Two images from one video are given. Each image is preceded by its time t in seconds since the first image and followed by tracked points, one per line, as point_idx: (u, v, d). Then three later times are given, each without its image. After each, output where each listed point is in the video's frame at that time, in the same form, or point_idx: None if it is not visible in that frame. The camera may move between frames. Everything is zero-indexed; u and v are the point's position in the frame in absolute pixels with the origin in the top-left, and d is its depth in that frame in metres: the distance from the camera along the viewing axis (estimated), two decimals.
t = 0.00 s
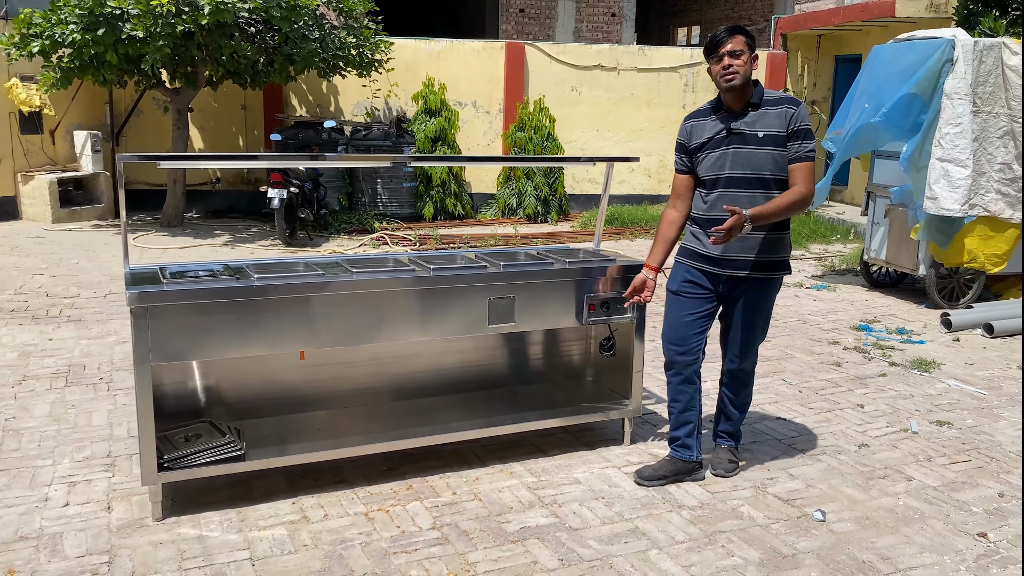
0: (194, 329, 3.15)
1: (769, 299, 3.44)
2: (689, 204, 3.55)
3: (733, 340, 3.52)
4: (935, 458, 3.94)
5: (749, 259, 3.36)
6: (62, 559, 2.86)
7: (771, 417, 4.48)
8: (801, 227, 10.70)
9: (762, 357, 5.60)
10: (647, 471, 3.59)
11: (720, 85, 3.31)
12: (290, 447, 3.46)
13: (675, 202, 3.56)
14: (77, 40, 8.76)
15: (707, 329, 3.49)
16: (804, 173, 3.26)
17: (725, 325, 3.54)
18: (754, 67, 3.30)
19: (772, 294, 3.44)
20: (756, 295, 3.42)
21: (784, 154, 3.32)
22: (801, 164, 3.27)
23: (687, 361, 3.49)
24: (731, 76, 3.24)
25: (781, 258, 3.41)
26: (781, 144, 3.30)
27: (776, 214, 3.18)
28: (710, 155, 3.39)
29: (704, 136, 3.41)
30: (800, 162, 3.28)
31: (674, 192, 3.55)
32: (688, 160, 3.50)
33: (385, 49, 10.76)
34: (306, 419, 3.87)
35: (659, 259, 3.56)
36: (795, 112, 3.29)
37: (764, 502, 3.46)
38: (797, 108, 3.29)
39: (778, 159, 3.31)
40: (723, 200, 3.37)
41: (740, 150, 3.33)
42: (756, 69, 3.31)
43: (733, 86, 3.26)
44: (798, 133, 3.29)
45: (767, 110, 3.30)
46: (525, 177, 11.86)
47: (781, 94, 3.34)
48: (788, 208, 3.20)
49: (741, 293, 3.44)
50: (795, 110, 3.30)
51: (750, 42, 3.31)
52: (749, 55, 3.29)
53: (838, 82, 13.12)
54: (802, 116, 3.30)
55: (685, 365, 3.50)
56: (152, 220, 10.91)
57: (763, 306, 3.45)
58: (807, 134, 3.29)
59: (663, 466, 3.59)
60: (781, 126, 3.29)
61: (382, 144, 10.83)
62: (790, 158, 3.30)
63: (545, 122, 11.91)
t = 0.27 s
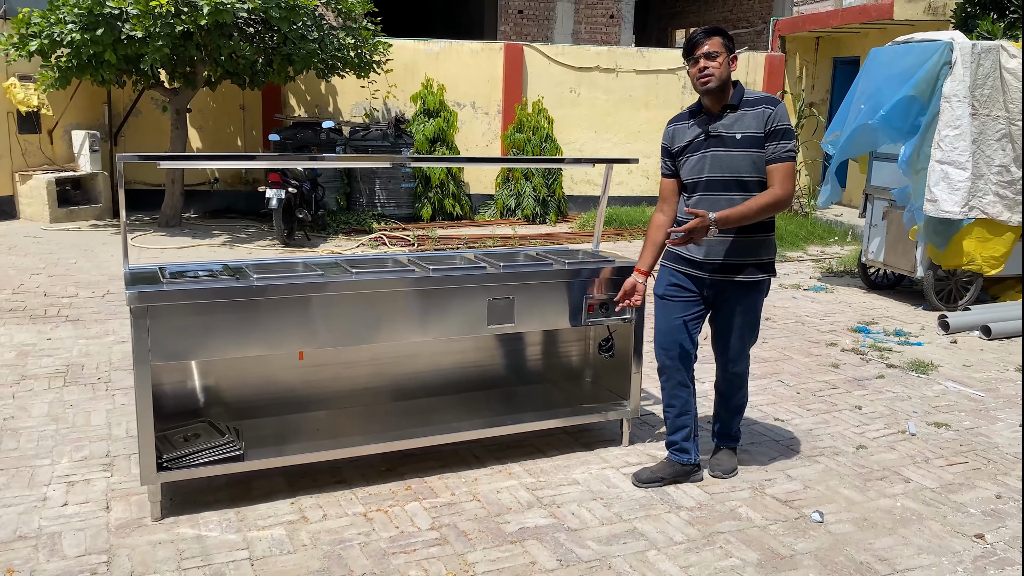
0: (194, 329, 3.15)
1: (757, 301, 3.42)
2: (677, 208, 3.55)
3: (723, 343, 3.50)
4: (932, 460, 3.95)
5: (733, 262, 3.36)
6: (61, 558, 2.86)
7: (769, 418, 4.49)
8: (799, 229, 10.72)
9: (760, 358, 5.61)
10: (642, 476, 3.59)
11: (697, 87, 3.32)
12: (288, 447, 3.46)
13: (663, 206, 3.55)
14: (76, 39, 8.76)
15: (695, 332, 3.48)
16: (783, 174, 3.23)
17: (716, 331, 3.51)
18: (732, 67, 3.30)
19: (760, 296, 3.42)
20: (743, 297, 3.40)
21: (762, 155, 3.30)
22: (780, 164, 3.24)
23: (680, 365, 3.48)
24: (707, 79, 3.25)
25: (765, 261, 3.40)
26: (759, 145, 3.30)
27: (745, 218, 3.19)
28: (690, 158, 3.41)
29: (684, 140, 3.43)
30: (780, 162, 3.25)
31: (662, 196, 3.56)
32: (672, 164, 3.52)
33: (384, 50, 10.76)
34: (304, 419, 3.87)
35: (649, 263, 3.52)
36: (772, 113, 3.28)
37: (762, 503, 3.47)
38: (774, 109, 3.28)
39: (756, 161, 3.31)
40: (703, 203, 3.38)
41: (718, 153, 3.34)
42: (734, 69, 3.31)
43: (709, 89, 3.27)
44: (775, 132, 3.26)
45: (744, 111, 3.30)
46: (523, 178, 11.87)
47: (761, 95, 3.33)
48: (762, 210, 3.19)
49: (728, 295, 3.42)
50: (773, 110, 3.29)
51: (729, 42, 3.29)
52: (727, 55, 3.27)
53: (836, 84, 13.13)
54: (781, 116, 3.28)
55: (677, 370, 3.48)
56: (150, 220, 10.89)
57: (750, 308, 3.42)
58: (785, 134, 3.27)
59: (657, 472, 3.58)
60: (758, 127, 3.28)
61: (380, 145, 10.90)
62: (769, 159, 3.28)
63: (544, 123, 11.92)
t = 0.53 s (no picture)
0: (197, 329, 3.15)
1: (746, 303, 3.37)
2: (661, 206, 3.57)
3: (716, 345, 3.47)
4: (934, 462, 3.95)
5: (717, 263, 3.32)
6: (63, 558, 2.85)
7: (771, 420, 4.49)
8: (800, 230, 10.73)
9: (761, 360, 5.61)
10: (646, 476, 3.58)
11: (678, 84, 3.29)
12: (290, 448, 3.46)
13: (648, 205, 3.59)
14: (77, 39, 8.75)
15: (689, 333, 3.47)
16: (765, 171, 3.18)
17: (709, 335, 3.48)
18: (714, 66, 3.27)
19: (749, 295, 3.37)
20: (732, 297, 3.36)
21: (742, 155, 3.26)
22: (763, 162, 3.18)
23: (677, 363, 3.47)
24: (687, 76, 3.22)
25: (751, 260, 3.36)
26: (739, 144, 3.25)
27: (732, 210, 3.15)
28: (671, 157, 3.40)
29: (666, 139, 3.41)
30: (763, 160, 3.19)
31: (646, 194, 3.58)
32: (655, 163, 3.52)
33: (385, 51, 10.76)
34: (306, 420, 3.87)
35: (636, 261, 3.61)
36: (752, 111, 3.22)
37: (764, 505, 3.46)
38: (754, 107, 3.22)
39: (735, 160, 3.27)
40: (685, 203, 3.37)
41: (697, 152, 3.31)
42: (717, 68, 3.27)
43: (690, 87, 3.24)
44: (754, 132, 3.21)
45: (724, 110, 3.25)
46: (524, 179, 11.86)
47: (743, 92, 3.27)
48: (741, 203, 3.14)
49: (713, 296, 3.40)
50: (753, 108, 3.22)
51: (713, 41, 3.27)
52: (709, 54, 3.25)
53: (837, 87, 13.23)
54: (762, 113, 3.21)
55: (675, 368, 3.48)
56: (150, 220, 10.89)
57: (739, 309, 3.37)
58: (765, 132, 3.21)
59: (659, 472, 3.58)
60: (738, 127, 3.24)
61: (381, 145, 10.77)
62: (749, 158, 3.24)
63: (544, 125, 11.91)
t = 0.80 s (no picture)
0: (202, 330, 3.15)
1: (735, 295, 3.24)
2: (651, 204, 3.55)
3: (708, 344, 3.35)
4: (939, 464, 3.94)
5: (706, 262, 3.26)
6: (69, 559, 2.86)
7: (775, 422, 4.49)
8: (803, 232, 10.72)
9: (765, 362, 5.60)
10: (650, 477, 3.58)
11: (676, 85, 3.24)
12: (295, 449, 3.46)
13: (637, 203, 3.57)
14: (82, 40, 8.77)
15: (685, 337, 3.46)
16: (759, 170, 3.14)
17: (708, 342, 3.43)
18: (715, 70, 3.22)
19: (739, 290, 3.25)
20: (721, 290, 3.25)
21: (734, 154, 3.22)
22: (754, 163, 3.15)
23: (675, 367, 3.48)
24: (688, 80, 3.18)
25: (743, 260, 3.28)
26: (731, 143, 3.21)
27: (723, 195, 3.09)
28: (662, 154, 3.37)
29: (658, 135, 3.38)
30: (754, 161, 3.16)
31: (635, 193, 3.56)
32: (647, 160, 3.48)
33: (389, 53, 10.76)
34: (311, 421, 3.87)
35: (624, 260, 3.61)
36: (746, 111, 3.19)
37: (769, 507, 3.46)
38: (748, 107, 3.19)
39: (725, 159, 3.22)
40: (673, 201, 3.32)
41: (688, 150, 3.27)
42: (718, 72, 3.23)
43: (688, 92, 3.21)
44: (747, 132, 3.18)
45: (718, 108, 3.22)
46: (527, 181, 11.85)
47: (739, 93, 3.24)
48: (739, 199, 3.10)
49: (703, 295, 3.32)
50: (747, 108, 3.19)
51: (718, 45, 3.21)
52: (712, 58, 3.20)
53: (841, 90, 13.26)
54: (756, 114, 3.18)
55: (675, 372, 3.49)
56: (154, 221, 10.90)
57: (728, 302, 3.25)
58: (759, 132, 3.17)
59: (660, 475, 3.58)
60: (731, 125, 3.20)
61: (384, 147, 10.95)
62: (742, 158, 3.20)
63: (548, 126, 11.91)
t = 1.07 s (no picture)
0: (209, 330, 3.15)
1: (722, 295, 3.13)
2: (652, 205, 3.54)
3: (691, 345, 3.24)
4: (946, 466, 3.93)
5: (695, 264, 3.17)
6: (76, 558, 2.86)
7: (782, 424, 4.48)
8: (809, 234, 10.71)
9: (771, 364, 5.59)
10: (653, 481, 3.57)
11: (677, 86, 3.17)
12: (301, 449, 3.46)
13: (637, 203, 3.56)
14: (88, 41, 8.79)
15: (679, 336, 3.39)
16: (764, 177, 3.07)
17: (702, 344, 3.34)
18: (716, 71, 3.15)
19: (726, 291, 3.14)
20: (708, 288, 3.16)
21: (736, 160, 3.14)
22: (756, 172, 3.08)
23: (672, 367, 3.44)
24: (689, 82, 3.11)
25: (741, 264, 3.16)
26: (731, 149, 3.13)
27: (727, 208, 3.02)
28: (661, 156, 3.30)
29: (658, 136, 3.31)
30: (757, 169, 3.08)
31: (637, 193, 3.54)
32: (647, 161, 3.41)
33: (394, 55, 10.77)
34: (317, 420, 3.87)
35: (620, 259, 3.57)
36: (748, 116, 3.10)
37: (775, 509, 3.46)
38: (750, 113, 3.09)
39: (726, 165, 3.15)
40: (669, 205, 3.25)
41: (688, 153, 3.19)
42: (718, 72, 3.15)
43: (689, 93, 3.13)
44: (750, 138, 3.09)
45: (719, 112, 3.13)
46: (532, 183, 11.87)
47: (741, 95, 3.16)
48: (750, 211, 3.06)
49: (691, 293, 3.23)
50: (749, 113, 3.10)
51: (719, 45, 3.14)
52: (713, 58, 3.12)
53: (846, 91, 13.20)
54: (758, 120, 3.09)
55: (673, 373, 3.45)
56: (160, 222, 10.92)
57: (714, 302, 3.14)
58: (760, 139, 3.09)
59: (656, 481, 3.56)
60: (732, 131, 3.11)
61: (391, 149, 10.81)
62: (745, 164, 3.12)
63: (553, 128, 11.90)
